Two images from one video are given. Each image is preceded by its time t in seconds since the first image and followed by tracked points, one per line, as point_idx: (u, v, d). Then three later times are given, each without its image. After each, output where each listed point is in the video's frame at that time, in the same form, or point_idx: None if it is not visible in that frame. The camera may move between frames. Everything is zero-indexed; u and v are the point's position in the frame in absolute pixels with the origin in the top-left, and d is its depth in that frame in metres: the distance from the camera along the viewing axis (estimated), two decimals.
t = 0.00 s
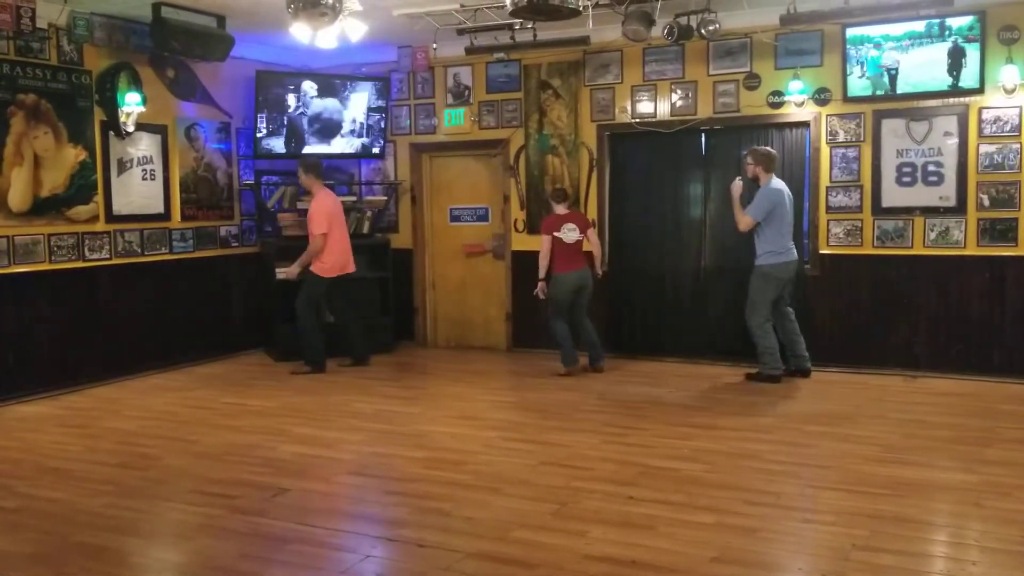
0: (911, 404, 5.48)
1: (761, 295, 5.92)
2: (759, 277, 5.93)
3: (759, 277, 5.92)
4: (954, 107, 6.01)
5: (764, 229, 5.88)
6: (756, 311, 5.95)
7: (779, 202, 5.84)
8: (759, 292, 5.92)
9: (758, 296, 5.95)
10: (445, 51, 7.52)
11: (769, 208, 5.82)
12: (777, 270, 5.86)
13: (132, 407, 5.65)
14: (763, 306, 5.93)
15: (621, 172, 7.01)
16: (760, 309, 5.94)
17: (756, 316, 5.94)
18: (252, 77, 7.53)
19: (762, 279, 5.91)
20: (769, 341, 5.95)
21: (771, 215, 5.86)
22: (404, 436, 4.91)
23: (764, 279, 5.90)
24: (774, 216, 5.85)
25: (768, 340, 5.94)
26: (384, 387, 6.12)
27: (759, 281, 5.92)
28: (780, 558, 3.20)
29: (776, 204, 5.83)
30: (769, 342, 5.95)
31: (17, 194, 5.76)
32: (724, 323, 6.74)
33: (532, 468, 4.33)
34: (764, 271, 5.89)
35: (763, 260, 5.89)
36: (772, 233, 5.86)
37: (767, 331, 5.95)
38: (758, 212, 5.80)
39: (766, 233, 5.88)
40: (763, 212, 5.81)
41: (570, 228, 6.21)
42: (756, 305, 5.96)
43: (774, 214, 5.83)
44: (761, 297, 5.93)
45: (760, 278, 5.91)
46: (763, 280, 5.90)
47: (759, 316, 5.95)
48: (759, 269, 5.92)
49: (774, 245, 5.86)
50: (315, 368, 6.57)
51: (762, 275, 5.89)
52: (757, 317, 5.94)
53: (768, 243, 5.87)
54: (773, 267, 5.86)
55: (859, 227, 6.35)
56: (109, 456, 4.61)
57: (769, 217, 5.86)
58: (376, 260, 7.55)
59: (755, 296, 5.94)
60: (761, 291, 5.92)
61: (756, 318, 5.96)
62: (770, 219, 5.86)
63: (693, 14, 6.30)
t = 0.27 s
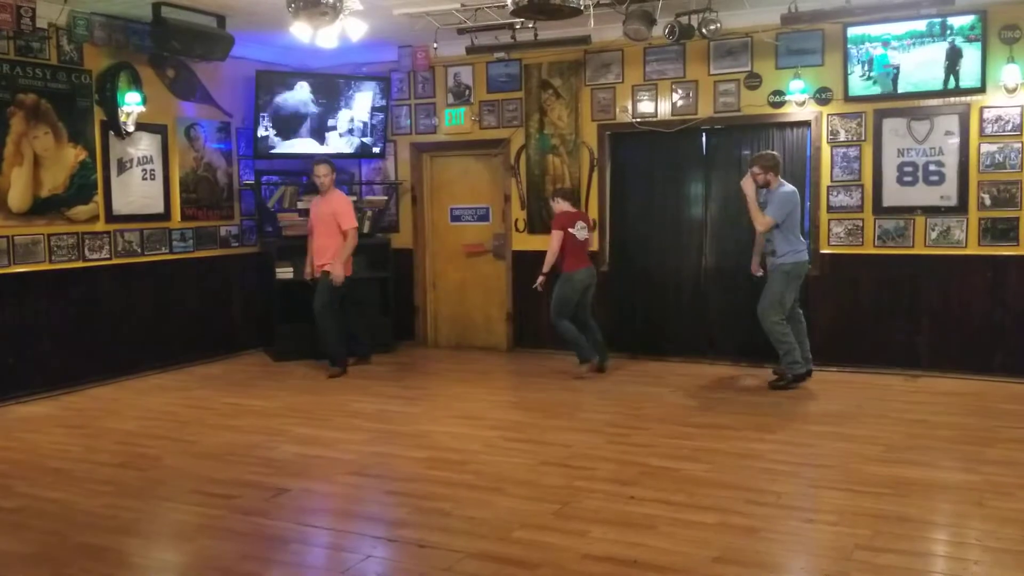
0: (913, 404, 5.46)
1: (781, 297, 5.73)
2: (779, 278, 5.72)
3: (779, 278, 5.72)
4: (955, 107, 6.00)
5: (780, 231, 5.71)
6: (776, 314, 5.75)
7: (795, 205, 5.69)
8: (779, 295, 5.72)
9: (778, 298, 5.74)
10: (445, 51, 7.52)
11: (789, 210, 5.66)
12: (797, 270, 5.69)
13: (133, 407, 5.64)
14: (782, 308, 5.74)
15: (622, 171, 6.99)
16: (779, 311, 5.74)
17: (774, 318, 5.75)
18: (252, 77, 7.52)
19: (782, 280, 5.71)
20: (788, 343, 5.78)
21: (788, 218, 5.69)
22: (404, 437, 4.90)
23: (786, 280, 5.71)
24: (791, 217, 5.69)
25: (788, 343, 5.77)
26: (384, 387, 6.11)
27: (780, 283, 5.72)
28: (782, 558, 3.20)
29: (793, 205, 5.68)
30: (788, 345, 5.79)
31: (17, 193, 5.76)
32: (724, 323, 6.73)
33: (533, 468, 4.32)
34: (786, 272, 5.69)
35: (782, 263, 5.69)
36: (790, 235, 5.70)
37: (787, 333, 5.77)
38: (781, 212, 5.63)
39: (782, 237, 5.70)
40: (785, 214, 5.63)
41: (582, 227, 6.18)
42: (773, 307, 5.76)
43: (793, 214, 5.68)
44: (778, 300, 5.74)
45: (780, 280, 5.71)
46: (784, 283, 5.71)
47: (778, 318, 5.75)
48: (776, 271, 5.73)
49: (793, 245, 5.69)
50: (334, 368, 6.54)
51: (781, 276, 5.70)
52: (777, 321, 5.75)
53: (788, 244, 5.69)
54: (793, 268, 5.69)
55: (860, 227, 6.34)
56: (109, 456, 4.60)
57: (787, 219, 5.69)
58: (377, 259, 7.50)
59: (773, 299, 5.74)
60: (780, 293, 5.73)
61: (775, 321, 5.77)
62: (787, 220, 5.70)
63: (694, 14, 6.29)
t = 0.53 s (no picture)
0: (916, 402, 5.45)
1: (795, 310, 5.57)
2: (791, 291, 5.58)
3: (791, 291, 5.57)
4: (958, 105, 5.99)
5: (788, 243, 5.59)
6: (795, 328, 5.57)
7: (803, 214, 5.58)
8: (793, 308, 5.55)
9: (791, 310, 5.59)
10: (446, 49, 7.50)
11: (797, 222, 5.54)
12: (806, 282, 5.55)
13: (134, 407, 5.62)
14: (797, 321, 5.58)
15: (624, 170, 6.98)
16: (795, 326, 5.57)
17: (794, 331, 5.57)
18: (253, 76, 7.50)
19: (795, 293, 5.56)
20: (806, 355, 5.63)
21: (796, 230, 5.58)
22: (407, 436, 4.89)
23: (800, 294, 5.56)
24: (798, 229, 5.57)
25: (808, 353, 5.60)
26: (387, 387, 6.10)
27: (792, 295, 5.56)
28: (788, 558, 3.18)
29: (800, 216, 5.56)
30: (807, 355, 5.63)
31: (19, 193, 5.74)
32: (727, 322, 6.72)
33: (537, 467, 4.31)
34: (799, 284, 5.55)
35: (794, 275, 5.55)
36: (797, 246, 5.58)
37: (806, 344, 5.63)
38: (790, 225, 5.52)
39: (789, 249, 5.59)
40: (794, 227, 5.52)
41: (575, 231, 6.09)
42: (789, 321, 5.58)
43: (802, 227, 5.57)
44: (793, 314, 5.56)
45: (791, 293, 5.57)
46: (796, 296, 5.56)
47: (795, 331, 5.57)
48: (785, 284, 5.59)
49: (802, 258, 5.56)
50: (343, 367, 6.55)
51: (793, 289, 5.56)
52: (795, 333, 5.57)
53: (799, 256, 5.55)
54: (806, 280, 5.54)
55: (863, 225, 6.33)
56: (111, 456, 4.59)
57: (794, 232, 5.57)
58: (378, 259, 7.50)
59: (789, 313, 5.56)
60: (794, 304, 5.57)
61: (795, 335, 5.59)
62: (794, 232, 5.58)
63: (697, 12, 6.27)
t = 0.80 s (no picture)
0: (919, 400, 5.45)
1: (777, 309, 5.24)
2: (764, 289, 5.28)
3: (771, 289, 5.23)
4: (959, 100, 5.98)
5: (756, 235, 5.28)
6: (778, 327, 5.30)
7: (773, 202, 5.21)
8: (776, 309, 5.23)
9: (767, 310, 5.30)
10: (445, 49, 7.50)
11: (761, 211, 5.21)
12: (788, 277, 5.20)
13: (137, 409, 5.62)
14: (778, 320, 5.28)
15: (624, 169, 6.97)
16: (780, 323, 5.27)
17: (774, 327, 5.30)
18: (251, 77, 7.50)
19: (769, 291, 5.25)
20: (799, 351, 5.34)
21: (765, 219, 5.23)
22: (410, 437, 4.88)
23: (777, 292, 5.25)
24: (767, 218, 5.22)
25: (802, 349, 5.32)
26: (388, 387, 6.10)
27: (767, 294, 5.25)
28: (794, 557, 3.18)
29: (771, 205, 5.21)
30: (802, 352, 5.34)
31: (19, 196, 5.74)
32: (727, 320, 6.71)
33: (540, 467, 4.31)
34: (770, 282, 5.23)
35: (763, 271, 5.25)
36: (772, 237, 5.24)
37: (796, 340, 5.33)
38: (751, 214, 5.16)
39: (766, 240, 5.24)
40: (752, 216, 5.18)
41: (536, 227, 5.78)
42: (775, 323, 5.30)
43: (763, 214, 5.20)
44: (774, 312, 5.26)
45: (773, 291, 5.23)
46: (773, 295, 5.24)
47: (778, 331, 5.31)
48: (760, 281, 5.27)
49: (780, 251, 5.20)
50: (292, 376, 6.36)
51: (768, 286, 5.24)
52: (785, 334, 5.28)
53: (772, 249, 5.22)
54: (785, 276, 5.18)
55: (864, 222, 6.32)
56: (114, 459, 4.58)
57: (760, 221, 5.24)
58: (378, 259, 7.44)
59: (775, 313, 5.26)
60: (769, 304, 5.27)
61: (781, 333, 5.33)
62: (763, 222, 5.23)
63: (696, 9, 6.27)
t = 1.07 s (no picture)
0: (920, 396, 5.44)
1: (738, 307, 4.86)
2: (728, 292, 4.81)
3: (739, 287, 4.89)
4: (960, 97, 5.98)
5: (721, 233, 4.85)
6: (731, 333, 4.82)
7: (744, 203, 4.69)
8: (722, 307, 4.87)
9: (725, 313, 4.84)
10: (442, 49, 7.50)
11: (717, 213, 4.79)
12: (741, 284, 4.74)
13: (138, 409, 5.61)
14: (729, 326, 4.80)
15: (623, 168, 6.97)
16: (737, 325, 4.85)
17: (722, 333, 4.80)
18: (249, 79, 7.50)
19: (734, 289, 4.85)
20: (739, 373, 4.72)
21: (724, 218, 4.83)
22: (411, 434, 4.87)
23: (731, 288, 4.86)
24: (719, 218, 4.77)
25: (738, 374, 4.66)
26: (388, 387, 6.08)
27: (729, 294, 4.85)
28: (800, 550, 3.17)
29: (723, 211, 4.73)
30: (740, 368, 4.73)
31: (18, 198, 5.75)
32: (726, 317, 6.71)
33: (542, 463, 4.30)
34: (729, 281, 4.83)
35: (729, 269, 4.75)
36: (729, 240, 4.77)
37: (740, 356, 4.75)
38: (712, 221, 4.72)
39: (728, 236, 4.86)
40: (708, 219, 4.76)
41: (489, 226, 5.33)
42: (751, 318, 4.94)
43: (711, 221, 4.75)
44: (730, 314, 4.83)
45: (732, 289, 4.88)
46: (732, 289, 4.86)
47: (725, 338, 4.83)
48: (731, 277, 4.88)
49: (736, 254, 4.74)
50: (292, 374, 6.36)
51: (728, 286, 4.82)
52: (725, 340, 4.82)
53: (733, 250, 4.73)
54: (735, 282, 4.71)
55: (865, 219, 6.32)
56: (116, 457, 4.57)
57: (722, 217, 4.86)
58: (376, 260, 7.48)
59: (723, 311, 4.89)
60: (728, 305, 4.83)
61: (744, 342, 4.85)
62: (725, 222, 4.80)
63: (695, 7, 6.28)
